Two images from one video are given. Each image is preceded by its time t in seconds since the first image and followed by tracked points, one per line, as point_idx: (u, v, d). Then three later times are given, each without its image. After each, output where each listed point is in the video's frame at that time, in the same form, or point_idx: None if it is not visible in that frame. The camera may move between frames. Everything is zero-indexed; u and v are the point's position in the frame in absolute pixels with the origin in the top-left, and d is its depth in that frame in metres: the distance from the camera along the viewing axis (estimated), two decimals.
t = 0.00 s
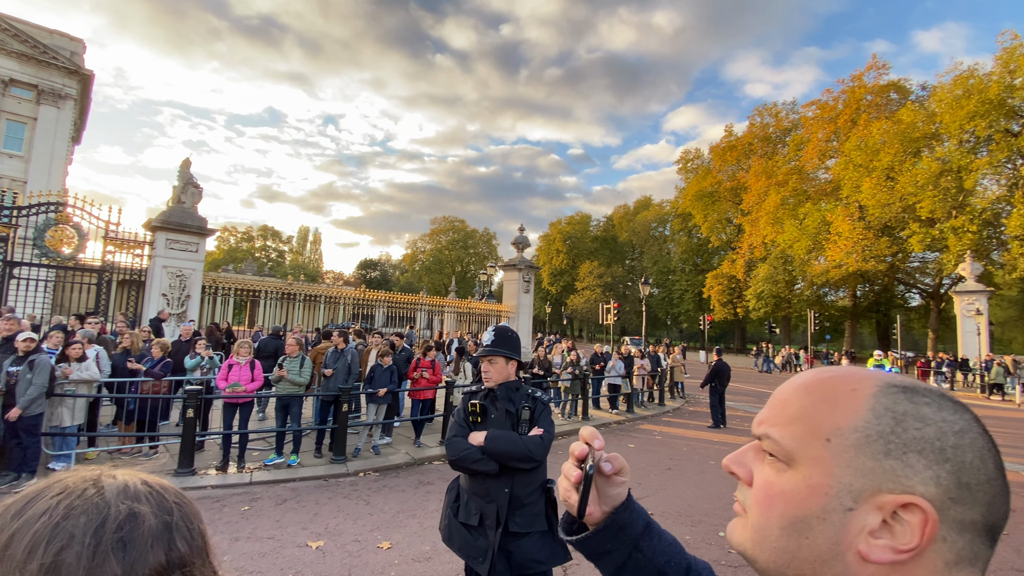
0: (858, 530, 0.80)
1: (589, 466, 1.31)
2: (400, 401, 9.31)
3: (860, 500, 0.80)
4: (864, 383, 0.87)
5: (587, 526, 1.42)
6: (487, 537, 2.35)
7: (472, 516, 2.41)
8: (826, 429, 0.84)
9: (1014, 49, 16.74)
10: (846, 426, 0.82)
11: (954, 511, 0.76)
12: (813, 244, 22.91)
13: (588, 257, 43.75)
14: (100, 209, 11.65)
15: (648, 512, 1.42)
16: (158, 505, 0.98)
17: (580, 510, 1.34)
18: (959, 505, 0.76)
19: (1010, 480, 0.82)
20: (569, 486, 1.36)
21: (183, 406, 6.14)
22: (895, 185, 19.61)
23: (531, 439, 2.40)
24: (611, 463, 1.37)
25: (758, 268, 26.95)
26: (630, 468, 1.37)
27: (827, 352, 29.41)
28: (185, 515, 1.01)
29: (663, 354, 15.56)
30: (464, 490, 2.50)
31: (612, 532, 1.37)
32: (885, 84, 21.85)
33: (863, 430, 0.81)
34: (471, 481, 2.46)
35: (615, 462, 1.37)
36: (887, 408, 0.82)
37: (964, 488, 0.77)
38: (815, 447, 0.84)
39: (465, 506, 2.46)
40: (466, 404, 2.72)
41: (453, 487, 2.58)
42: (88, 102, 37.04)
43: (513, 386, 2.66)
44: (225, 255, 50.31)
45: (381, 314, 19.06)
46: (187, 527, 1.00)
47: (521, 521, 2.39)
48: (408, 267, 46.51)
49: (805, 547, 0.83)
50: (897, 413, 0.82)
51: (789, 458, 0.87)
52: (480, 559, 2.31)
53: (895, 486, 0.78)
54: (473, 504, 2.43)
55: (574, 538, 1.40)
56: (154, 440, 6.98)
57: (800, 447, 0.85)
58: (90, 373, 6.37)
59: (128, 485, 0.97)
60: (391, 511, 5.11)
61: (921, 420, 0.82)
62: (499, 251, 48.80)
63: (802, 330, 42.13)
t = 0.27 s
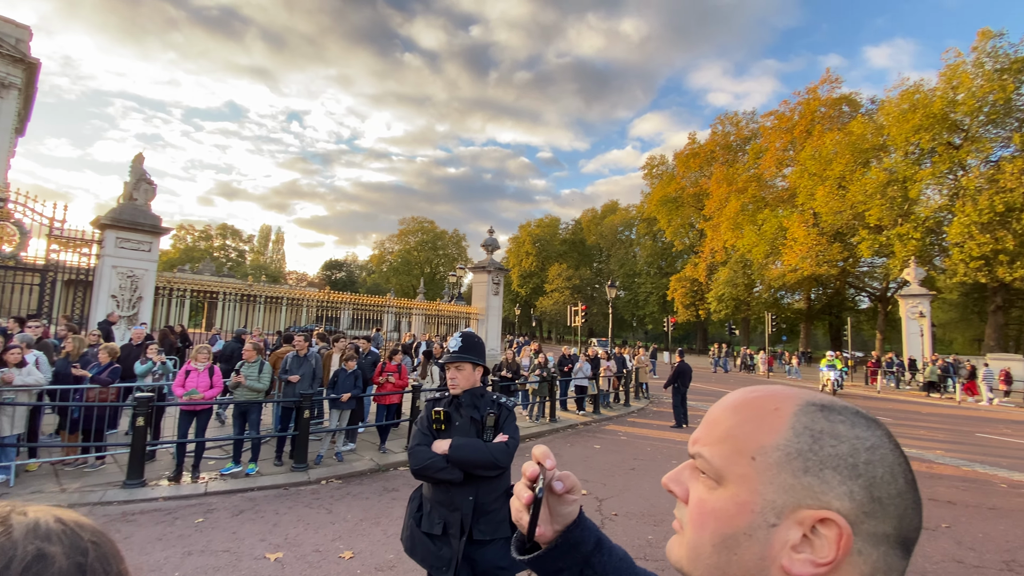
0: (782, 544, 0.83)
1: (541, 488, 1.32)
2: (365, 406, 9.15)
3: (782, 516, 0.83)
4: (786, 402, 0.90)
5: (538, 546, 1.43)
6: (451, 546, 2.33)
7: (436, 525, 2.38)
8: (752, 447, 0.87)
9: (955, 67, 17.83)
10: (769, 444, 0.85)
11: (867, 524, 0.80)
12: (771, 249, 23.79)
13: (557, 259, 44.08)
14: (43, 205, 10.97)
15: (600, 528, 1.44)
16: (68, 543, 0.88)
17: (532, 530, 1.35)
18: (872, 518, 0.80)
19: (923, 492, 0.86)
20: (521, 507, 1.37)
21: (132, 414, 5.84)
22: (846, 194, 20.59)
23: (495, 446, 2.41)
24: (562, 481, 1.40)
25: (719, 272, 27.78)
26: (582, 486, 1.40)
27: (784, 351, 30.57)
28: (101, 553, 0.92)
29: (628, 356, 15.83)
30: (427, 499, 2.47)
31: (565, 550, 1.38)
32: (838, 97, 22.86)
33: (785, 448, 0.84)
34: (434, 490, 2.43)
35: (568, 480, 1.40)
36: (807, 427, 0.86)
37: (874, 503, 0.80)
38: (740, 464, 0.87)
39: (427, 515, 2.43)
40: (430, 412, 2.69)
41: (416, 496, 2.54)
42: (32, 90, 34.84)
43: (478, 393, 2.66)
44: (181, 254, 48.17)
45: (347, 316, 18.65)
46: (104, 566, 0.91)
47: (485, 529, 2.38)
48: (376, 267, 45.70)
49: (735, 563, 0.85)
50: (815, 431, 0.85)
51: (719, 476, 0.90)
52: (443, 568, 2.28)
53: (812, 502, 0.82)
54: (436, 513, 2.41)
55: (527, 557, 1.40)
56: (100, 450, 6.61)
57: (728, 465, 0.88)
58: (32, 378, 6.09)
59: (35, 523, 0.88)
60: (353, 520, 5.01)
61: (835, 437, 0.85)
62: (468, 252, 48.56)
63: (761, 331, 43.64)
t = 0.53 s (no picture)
0: (724, 558, 0.86)
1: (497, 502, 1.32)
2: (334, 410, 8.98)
3: (721, 529, 0.86)
4: (728, 416, 0.93)
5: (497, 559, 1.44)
6: (419, 555, 2.31)
7: (403, 535, 2.35)
8: (695, 461, 0.89)
9: (910, 81, 18.72)
10: (711, 459, 0.88)
11: (801, 537, 0.83)
12: (737, 253, 24.49)
13: (531, 261, 44.23)
14: None
15: (558, 540, 1.46)
16: None
17: (488, 545, 1.35)
18: (806, 530, 0.83)
19: (854, 502, 0.90)
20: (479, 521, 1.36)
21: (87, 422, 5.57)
22: (807, 201, 21.36)
23: (466, 452, 2.41)
24: (521, 494, 1.42)
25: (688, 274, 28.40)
26: (540, 499, 1.43)
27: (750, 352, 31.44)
28: None
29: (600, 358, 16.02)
30: (395, 508, 2.44)
31: (523, 564, 1.38)
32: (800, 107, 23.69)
33: (723, 463, 0.87)
34: (402, 498, 2.41)
35: (526, 493, 1.42)
36: (746, 442, 0.88)
37: (809, 515, 0.83)
38: (683, 479, 0.90)
39: (395, 525, 2.40)
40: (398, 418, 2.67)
41: (383, 506, 2.51)
42: None
43: (447, 399, 2.65)
44: (140, 254, 46.21)
45: (316, 319, 18.25)
46: None
47: (454, 536, 2.38)
48: (346, 269, 44.86)
49: None
50: (753, 445, 0.88)
51: (665, 491, 0.92)
52: None
53: (749, 515, 0.85)
54: (404, 522, 2.38)
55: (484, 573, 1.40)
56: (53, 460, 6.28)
57: (672, 479, 0.91)
58: None
59: None
60: (322, 528, 4.91)
61: (772, 450, 0.88)
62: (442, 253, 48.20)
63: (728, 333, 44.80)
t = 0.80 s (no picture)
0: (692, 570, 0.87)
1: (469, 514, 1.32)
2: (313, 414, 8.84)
3: (689, 542, 0.87)
4: (696, 428, 0.95)
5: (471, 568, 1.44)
6: (398, 562, 2.29)
7: (382, 541, 2.33)
8: (664, 473, 0.91)
9: (881, 89, 19.31)
10: (680, 471, 0.89)
11: (767, 548, 0.85)
12: (715, 255, 24.91)
13: (513, 263, 44.25)
14: None
15: (534, 550, 1.46)
16: None
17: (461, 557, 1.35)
18: (772, 541, 0.85)
19: (818, 511, 0.92)
20: (451, 534, 1.35)
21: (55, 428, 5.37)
22: (783, 204, 21.82)
23: (446, 457, 2.39)
24: (495, 505, 1.42)
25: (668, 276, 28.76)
26: (514, 510, 1.43)
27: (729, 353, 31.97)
28: None
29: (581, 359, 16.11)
30: (373, 514, 2.41)
31: None
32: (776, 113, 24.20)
33: (691, 475, 0.88)
34: (380, 504, 2.39)
35: (500, 504, 1.42)
36: (712, 453, 0.90)
37: (773, 526, 0.86)
38: (652, 492, 0.91)
39: (374, 531, 2.38)
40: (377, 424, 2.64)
41: (361, 513, 2.48)
42: None
43: (428, 403, 2.63)
44: (111, 254, 44.82)
45: (296, 320, 17.96)
46: None
47: (433, 542, 2.36)
48: (327, 269, 44.24)
49: None
50: (720, 457, 0.89)
51: (634, 504, 0.94)
52: None
53: (717, 527, 0.86)
54: (383, 528, 2.36)
55: None
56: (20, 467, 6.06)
57: (642, 492, 0.92)
58: None
59: None
60: (300, 534, 4.84)
61: (739, 462, 0.90)
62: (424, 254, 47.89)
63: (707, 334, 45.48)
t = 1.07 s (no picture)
0: None
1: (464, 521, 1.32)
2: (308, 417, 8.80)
3: (685, 554, 0.88)
4: (689, 437, 0.95)
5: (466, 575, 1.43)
6: (393, 567, 2.29)
7: (377, 547, 2.33)
8: (658, 485, 0.91)
9: (873, 91, 19.43)
10: (674, 481, 0.90)
11: (763, 558, 0.85)
12: (709, 257, 25.02)
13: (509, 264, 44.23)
14: None
15: (529, 557, 1.46)
16: None
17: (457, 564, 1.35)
18: (768, 550, 0.86)
19: (813, 520, 0.92)
20: (446, 541, 1.35)
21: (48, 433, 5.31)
22: (777, 206, 21.94)
23: (442, 462, 2.39)
24: (489, 513, 1.42)
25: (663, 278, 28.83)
26: (509, 517, 1.43)
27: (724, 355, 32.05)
28: None
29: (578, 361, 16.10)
30: (368, 519, 2.40)
31: None
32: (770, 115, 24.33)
33: (687, 486, 0.89)
34: (376, 509, 2.38)
35: (495, 511, 1.42)
36: (706, 463, 0.90)
37: (769, 536, 0.86)
38: (647, 504, 0.91)
39: (369, 536, 2.37)
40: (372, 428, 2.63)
41: (356, 518, 2.47)
42: None
43: (424, 407, 2.63)
44: (104, 257, 44.43)
45: (291, 323, 17.86)
46: None
47: (428, 546, 2.36)
48: (322, 271, 44.07)
49: None
50: (715, 468, 0.89)
51: (630, 515, 0.94)
52: None
53: (712, 539, 0.86)
54: (378, 534, 2.35)
55: None
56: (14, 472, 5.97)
57: (636, 504, 0.93)
58: None
59: None
60: (295, 539, 4.81)
61: (733, 472, 0.90)
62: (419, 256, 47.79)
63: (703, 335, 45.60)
